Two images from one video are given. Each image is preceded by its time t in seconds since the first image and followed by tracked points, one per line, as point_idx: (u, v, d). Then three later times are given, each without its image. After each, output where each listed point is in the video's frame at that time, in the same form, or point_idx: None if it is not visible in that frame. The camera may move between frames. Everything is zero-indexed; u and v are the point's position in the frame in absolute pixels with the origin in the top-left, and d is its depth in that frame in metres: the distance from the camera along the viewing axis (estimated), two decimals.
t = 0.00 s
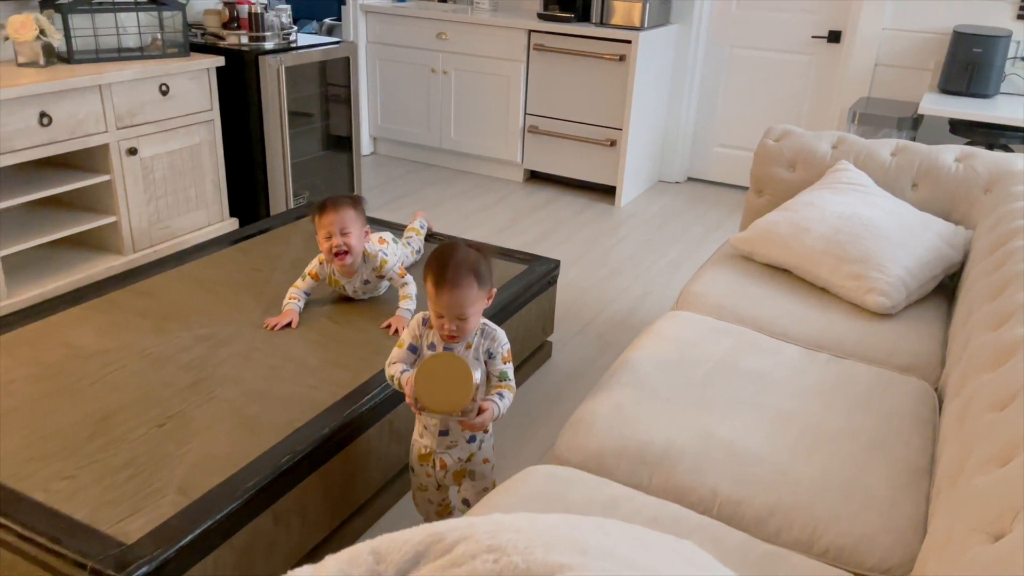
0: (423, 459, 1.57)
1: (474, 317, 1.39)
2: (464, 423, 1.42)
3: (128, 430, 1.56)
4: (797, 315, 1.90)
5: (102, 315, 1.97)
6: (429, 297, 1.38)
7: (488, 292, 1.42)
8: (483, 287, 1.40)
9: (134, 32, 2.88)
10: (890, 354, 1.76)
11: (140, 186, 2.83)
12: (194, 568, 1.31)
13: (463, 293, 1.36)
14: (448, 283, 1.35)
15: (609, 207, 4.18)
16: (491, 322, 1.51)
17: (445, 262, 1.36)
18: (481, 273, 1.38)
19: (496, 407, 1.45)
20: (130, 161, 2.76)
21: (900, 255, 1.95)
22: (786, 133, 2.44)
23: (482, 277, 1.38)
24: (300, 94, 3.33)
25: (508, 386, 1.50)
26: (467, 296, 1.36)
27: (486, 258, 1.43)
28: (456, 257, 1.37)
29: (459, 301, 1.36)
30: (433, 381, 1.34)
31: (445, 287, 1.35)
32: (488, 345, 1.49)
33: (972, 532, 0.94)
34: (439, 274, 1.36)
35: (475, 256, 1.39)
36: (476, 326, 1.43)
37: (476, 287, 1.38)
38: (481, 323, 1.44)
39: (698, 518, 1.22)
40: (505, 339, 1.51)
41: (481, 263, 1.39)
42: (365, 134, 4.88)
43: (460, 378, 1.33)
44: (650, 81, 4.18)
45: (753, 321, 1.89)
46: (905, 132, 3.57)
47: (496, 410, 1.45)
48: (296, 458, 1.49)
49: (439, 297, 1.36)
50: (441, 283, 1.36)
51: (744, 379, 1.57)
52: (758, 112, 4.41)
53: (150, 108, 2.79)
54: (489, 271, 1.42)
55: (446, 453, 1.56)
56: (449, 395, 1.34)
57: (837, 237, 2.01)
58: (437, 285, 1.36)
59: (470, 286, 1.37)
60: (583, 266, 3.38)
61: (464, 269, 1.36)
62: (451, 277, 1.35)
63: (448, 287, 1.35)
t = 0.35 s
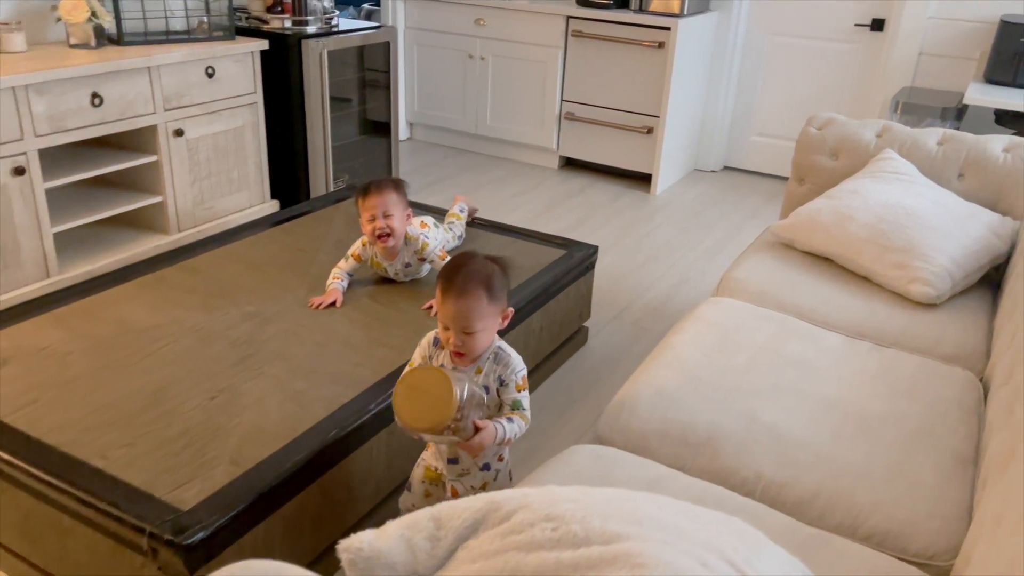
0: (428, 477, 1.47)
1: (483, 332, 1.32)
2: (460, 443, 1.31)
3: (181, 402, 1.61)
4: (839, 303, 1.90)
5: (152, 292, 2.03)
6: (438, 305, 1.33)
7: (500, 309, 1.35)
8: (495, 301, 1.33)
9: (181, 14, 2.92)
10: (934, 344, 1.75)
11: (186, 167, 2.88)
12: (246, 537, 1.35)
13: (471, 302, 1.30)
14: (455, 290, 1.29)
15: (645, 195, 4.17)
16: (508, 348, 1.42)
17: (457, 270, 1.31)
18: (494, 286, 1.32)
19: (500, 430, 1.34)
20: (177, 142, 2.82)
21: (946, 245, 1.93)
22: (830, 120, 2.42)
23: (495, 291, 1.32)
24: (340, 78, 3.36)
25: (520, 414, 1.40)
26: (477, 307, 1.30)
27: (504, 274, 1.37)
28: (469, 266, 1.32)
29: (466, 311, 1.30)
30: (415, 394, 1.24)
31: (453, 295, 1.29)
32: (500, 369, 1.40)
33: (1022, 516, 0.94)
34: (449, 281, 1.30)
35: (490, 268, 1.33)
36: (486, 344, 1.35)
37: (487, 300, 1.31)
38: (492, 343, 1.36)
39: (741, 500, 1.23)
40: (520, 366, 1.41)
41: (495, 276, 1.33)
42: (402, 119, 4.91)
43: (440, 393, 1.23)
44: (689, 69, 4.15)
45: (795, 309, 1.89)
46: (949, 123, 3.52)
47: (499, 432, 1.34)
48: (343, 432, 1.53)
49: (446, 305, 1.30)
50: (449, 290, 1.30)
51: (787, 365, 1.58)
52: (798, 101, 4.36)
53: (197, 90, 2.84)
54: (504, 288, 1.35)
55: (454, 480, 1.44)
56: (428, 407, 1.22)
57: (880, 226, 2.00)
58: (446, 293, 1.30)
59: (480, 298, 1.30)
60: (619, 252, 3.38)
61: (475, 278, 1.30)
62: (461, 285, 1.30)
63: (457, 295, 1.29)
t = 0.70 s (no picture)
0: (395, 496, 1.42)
1: (432, 332, 1.25)
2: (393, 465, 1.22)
3: (235, 372, 1.65)
4: (890, 293, 1.87)
5: (205, 266, 2.07)
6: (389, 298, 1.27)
7: (456, 318, 1.29)
8: (451, 307, 1.27)
9: None
10: (988, 336, 1.72)
11: (236, 146, 2.93)
12: (296, 504, 1.39)
13: (424, 301, 1.24)
14: (409, 285, 1.25)
15: (688, 183, 4.14)
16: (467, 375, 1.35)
17: (414, 264, 1.28)
18: (451, 286, 1.27)
19: (441, 457, 1.26)
20: (228, 121, 2.87)
21: (1001, 237, 1.89)
22: (883, 109, 2.38)
23: (451, 293, 1.27)
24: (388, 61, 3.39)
25: (468, 444, 1.32)
26: (428, 301, 1.24)
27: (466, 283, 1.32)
28: (427, 263, 1.28)
29: (418, 310, 1.24)
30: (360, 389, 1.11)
31: (405, 291, 1.25)
32: (451, 395, 1.32)
33: None
34: (404, 273, 1.27)
35: (451, 269, 1.29)
36: (437, 351, 1.28)
37: (442, 296, 1.26)
38: (443, 352, 1.29)
39: (788, 485, 1.22)
40: (476, 394, 1.34)
41: (455, 277, 1.29)
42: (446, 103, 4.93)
43: (393, 386, 1.11)
44: (737, 56, 4.10)
45: (844, 297, 1.86)
46: (1005, 114, 3.42)
47: (438, 460, 1.26)
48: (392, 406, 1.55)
49: (397, 295, 1.25)
50: (403, 285, 1.25)
51: (837, 353, 1.56)
52: (848, 90, 4.28)
53: (248, 70, 2.89)
54: (464, 294, 1.30)
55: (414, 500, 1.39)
56: (379, 401, 1.09)
57: (934, 215, 1.96)
58: (399, 284, 1.26)
59: (433, 293, 1.25)
60: (662, 239, 3.36)
61: (430, 273, 1.26)
62: (415, 277, 1.25)
63: (409, 286, 1.25)
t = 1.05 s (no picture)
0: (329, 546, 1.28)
1: (393, 358, 1.12)
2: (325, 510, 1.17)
3: (300, 346, 1.70)
4: (961, 290, 1.82)
5: (272, 242, 2.13)
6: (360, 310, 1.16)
7: (426, 354, 1.15)
8: (422, 338, 1.14)
9: None
10: None
11: (302, 126, 2.99)
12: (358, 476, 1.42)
13: (393, 324, 1.12)
14: (381, 304, 1.13)
15: (749, 174, 4.07)
16: (427, 424, 1.20)
17: (393, 284, 1.16)
18: (428, 315, 1.15)
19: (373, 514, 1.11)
20: (295, 101, 2.92)
21: None
22: (959, 101, 2.31)
23: (426, 322, 1.14)
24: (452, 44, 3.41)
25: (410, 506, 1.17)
26: (399, 320, 1.12)
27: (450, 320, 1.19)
28: (412, 285, 1.17)
29: (384, 333, 1.12)
30: (296, 438, 1.06)
31: (375, 309, 1.13)
32: (402, 442, 1.18)
33: None
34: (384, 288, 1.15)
35: (436, 299, 1.17)
36: (394, 384, 1.13)
37: (415, 323, 1.13)
38: (400, 389, 1.14)
39: (852, 478, 1.21)
40: (429, 448, 1.19)
41: (436, 308, 1.16)
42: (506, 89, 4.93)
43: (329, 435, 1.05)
44: (805, 45, 4.01)
45: (913, 293, 1.82)
46: None
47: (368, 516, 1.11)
48: (451, 384, 1.57)
49: (368, 307, 1.14)
50: (377, 302, 1.13)
51: (906, 348, 1.53)
52: (920, 82, 4.15)
53: (316, 52, 2.94)
54: (442, 329, 1.17)
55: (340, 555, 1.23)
56: (313, 456, 1.04)
57: (1011, 212, 1.90)
58: (373, 297, 1.14)
59: (405, 315, 1.13)
60: (721, 229, 3.31)
61: (409, 294, 1.14)
62: (392, 294, 1.14)
63: (382, 300, 1.13)
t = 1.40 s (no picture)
0: None
1: (318, 413, 0.98)
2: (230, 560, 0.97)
3: (386, 322, 1.74)
4: None
5: (360, 221, 2.18)
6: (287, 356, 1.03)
7: (363, 402, 1.01)
8: (355, 385, 1.00)
9: None
10: None
11: (390, 109, 3.05)
12: (439, 452, 1.46)
13: (318, 369, 0.99)
14: (308, 346, 1.00)
15: (838, 169, 3.95)
16: (368, 476, 1.05)
17: (326, 323, 1.02)
18: (360, 360, 1.01)
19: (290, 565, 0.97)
20: (384, 84, 2.98)
21: None
22: None
23: (359, 367, 1.00)
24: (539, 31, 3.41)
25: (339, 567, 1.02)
26: (321, 371, 0.99)
27: (393, 360, 1.05)
28: (345, 324, 1.03)
29: (309, 378, 0.98)
30: (201, 465, 0.91)
31: (301, 352, 1.00)
32: (335, 495, 1.04)
33: None
34: (313, 330, 1.02)
35: (374, 337, 1.03)
36: (323, 440, 1.00)
37: (342, 372, 0.99)
38: (332, 441, 1.01)
39: (945, 482, 1.17)
40: (367, 505, 1.04)
41: (372, 349, 1.02)
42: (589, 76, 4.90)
43: (244, 463, 0.91)
44: (904, 37, 3.85)
45: (1015, 296, 1.75)
46: None
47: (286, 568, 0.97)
48: (531, 367, 1.60)
49: (291, 355, 1.01)
50: (305, 343, 1.00)
51: (1006, 353, 1.47)
52: None
53: (406, 36, 2.98)
54: (381, 373, 1.02)
55: None
56: (221, 484, 0.89)
57: None
58: (298, 343, 1.01)
59: (329, 364, 0.99)
60: (807, 223, 3.23)
61: (339, 334, 1.00)
62: (318, 338, 1.00)
63: (305, 348, 1.00)
